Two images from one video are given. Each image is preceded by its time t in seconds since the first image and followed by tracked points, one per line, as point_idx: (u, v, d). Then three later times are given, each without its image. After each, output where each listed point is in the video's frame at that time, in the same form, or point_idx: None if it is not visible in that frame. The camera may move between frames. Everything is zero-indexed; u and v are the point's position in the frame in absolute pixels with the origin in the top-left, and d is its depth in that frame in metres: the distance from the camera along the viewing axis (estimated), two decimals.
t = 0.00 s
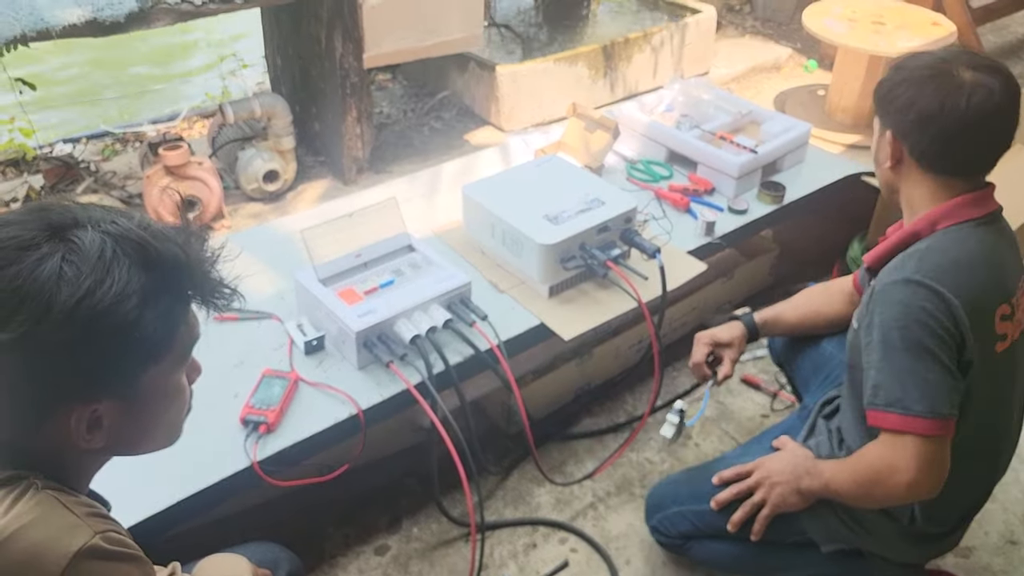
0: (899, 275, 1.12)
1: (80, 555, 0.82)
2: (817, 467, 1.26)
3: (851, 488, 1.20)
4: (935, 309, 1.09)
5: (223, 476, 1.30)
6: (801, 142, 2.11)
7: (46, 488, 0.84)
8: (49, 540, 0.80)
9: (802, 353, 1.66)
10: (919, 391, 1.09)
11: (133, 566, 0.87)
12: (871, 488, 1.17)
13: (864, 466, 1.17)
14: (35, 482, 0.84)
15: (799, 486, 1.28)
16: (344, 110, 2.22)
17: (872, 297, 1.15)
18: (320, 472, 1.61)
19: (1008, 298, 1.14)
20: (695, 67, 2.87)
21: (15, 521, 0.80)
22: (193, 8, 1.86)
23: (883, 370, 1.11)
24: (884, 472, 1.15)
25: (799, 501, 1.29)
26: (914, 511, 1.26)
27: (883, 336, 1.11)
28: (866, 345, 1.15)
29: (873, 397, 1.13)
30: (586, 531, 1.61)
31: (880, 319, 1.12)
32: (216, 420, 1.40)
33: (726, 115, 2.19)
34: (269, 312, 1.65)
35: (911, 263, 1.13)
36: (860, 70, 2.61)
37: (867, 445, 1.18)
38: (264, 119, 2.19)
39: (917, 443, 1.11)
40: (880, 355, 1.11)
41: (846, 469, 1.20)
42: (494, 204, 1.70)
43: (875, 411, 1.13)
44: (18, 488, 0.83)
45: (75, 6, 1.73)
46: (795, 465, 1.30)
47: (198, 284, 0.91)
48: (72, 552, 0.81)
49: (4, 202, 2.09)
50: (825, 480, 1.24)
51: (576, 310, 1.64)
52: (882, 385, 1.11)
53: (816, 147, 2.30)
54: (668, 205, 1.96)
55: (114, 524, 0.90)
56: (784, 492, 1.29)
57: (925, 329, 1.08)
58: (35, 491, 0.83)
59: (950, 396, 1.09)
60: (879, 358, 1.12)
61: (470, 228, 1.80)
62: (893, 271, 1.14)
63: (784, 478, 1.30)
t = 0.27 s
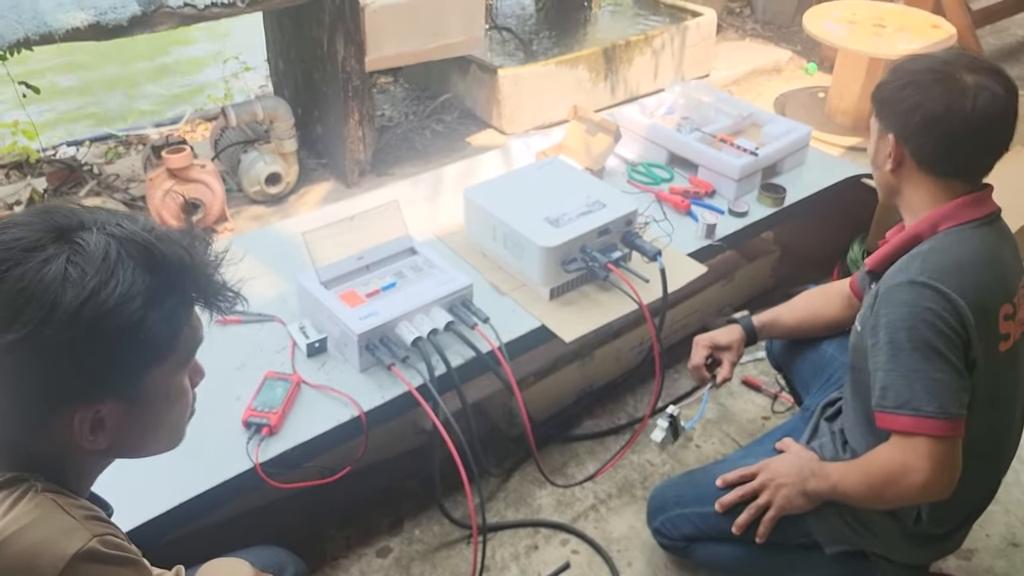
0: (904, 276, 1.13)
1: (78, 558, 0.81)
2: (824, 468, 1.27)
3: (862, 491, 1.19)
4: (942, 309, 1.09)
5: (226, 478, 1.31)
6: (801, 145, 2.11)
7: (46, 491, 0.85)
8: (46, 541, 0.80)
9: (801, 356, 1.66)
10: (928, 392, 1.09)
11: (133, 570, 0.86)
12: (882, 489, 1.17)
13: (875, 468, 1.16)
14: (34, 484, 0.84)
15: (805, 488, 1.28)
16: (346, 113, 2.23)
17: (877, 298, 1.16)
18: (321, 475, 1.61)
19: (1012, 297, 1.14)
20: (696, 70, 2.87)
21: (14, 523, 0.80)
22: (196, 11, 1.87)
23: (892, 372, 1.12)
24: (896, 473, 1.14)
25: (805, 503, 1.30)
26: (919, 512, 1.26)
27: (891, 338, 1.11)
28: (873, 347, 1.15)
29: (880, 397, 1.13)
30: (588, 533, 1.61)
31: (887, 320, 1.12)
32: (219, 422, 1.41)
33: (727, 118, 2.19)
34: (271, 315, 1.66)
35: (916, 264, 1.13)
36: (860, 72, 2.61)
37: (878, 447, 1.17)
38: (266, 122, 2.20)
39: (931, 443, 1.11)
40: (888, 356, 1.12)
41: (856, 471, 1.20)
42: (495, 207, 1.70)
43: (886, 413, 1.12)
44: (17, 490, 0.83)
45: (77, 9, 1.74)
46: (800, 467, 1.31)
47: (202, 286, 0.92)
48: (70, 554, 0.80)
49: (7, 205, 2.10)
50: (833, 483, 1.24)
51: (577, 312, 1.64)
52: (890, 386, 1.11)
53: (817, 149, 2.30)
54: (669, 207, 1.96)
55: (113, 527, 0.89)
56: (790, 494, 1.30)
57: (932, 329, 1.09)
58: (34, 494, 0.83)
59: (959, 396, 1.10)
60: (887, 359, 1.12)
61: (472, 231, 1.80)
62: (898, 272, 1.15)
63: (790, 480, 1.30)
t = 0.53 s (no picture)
0: (909, 277, 1.14)
1: (80, 563, 0.82)
2: (829, 471, 1.27)
3: (873, 494, 1.19)
4: (949, 310, 1.10)
5: (229, 480, 1.32)
6: (801, 147, 2.12)
7: (48, 495, 0.85)
8: (48, 545, 0.80)
9: (801, 357, 1.67)
10: (937, 393, 1.10)
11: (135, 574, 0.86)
12: (890, 491, 1.17)
13: (885, 470, 1.17)
14: (37, 488, 0.85)
15: (810, 490, 1.29)
16: (348, 116, 2.24)
17: (882, 300, 1.16)
18: (324, 477, 1.62)
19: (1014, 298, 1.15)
20: (696, 72, 2.88)
21: (16, 527, 0.80)
22: (198, 15, 1.88)
23: (900, 374, 1.12)
24: (906, 475, 1.14)
25: (809, 506, 1.30)
26: (925, 513, 1.27)
27: (897, 341, 1.12)
28: (879, 349, 1.15)
29: (886, 398, 1.14)
30: (590, 535, 1.62)
31: (893, 321, 1.13)
32: (222, 424, 1.42)
33: (727, 120, 2.20)
34: (274, 317, 1.67)
35: (921, 265, 1.14)
36: (860, 74, 2.62)
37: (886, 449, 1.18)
38: (268, 125, 2.21)
39: (941, 445, 1.11)
40: (894, 358, 1.12)
41: (865, 473, 1.20)
42: (497, 210, 1.71)
43: (894, 415, 1.13)
44: (20, 495, 0.84)
45: (80, 13, 1.75)
46: (803, 468, 1.31)
47: (202, 289, 0.92)
48: (71, 560, 0.81)
49: (11, 208, 2.12)
50: (840, 484, 1.24)
51: (579, 314, 1.65)
52: (896, 387, 1.12)
53: (817, 152, 2.31)
54: (670, 209, 1.97)
55: (115, 531, 0.90)
56: (794, 496, 1.31)
57: (939, 329, 1.09)
58: (36, 499, 0.84)
59: (966, 396, 1.10)
60: (893, 361, 1.12)
61: (473, 233, 1.81)
62: (902, 274, 1.15)
63: (793, 481, 1.31)
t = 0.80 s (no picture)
0: (912, 277, 1.14)
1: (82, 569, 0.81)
2: (828, 471, 1.26)
3: (865, 493, 1.19)
4: (947, 310, 1.09)
5: (230, 483, 1.32)
6: (802, 148, 2.12)
7: (50, 501, 0.85)
8: (49, 550, 0.80)
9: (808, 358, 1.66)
10: (933, 393, 1.09)
11: None
12: (885, 492, 1.16)
13: (880, 471, 1.16)
14: (39, 494, 0.85)
15: (807, 489, 1.27)
16: (349, 118, 2.23)
17: (885, 299, 1.16)
18: (325, 478, 1.62)
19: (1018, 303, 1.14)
20: (697, 73, 2.88)
21: (17, 533, 0.80)
22: (199, 18, 1.87)
23: (898, 373, 1.12)
24: (901, 475, 1.14)
25: (805, 505, 1.29)
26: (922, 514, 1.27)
27: (897, 340, 1.12)
28: (880, 348, 1.15)
29: (885, 398, 1.14)
30: (591, 536, 1.62)
31: (893, 320, 1.13)
32: (223, 428, 1.42)
33: (728, 121, 2.20)
34: (276, 320, 1.66)
35: (925, 265, 1.14)
36: (861, 74, 2.62)
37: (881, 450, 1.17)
38: (269, 127, 2.21)
39: (937, 446, 1.10)
40: (894, 358, 1.12)
41: (859, 472, 1.19)
42: (498, 212, 1.71)
43: (891, 414, 1.13)
44: (21, 500, 0.84)
45: (81, 16, 1.75)
46: (801, 466, 1.30)
47: (203, 291, 0.92)
48: (73, 565, 0.81)
49: (12, 211, 2.11)
50: (834, 482, 1.24)
51: (580, 316, 1.65)
52: (895, 386, 1.12)
53: (819, 152, 2.31)
54: (671, 210, 1.97)
55: (117, 537, 0.89)
56: (791, 495, 1.29)
57: (938, 329, 1.09)
58: (38, 504, 0.84)
59: (964, 398, 1.09)
60: (892, 361, 1.12)
61: (474, 235, 1.81)
62: (906, 274, 1.16)
63: (791, 480, 1.30)
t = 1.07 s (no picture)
0: (934, 289, 1.10)
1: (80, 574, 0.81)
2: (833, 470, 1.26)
3: (874, 501, 1.17)
4: (970, 323, 1.06)
5: (230, 486, 1.31)
6: (802, 148, 2.12)
7: (48, 506, 0.85)
8: (48, 556, 0.80)
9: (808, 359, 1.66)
10: (953, 408, 1.07)
11: None
12: (895, 502, 1.15)
13: (893, 481, 1.14)
14: (38, 499, 0.85)
15: (810, 490, 1.27)
16: (349, 120, 2.23)
17: (905, 309, 1.13)
18: (325, 481, 1.62)
19: None
20: (696, 73, 2.88)
21: (16, 539, 0.80)
22: (198, 20, 1.87)
23: (918, 386, 1.09)
24: (916, 487, 1.12)
25: (808, 506, 1.28)
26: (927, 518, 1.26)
27: (917, 353, 1.09)
28: (898, 358, 1.13)
29: (903, 409, 1.11)
30: (592, 538, 1.61)
31: (914, 331, 1.10)
32: (223, 431, 1.41)
33: (727, 122, 2.19)
34: (276, 322, 1.66)
35: (946, 276, 1.10)
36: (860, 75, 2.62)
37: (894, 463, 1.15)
38: (269, 129, 2.21)
39: (956, 462, 1.09)
40: (912, 370, 1.10)
41: (870, 480, 1.18)
42: (498, 213, 1.71)
43: (910, 427, 1.11)
44: (20, 505, 0.84)
45: (80, 19, 1.75)
46: (804, 467, 1.30)
47: (201, 294, 0.92)
48: (72, 571, 0.81)
49: (12, 214, 2.11)
50: (843, 485, 1.22)
51: (581, 317, 1.65)
52: (914, 399, 1.10)
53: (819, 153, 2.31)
54: (671, 211, 1.97)
55: (116, 542, 0.89)
56: (794, 496, 1.29)
57: (961, 343, 1.06)
58: (36, 510, 0.84)
59: (982, 412, 1.08)
60: (911, 373, 1.10)
61: (474, 237, 1.81)
62: (924, 283, 1.12)
63: (794, 481, 1.29)
